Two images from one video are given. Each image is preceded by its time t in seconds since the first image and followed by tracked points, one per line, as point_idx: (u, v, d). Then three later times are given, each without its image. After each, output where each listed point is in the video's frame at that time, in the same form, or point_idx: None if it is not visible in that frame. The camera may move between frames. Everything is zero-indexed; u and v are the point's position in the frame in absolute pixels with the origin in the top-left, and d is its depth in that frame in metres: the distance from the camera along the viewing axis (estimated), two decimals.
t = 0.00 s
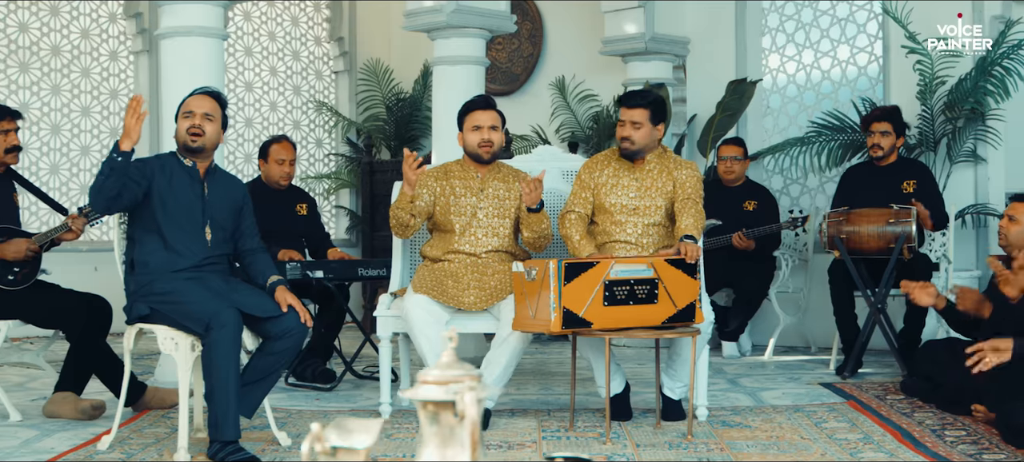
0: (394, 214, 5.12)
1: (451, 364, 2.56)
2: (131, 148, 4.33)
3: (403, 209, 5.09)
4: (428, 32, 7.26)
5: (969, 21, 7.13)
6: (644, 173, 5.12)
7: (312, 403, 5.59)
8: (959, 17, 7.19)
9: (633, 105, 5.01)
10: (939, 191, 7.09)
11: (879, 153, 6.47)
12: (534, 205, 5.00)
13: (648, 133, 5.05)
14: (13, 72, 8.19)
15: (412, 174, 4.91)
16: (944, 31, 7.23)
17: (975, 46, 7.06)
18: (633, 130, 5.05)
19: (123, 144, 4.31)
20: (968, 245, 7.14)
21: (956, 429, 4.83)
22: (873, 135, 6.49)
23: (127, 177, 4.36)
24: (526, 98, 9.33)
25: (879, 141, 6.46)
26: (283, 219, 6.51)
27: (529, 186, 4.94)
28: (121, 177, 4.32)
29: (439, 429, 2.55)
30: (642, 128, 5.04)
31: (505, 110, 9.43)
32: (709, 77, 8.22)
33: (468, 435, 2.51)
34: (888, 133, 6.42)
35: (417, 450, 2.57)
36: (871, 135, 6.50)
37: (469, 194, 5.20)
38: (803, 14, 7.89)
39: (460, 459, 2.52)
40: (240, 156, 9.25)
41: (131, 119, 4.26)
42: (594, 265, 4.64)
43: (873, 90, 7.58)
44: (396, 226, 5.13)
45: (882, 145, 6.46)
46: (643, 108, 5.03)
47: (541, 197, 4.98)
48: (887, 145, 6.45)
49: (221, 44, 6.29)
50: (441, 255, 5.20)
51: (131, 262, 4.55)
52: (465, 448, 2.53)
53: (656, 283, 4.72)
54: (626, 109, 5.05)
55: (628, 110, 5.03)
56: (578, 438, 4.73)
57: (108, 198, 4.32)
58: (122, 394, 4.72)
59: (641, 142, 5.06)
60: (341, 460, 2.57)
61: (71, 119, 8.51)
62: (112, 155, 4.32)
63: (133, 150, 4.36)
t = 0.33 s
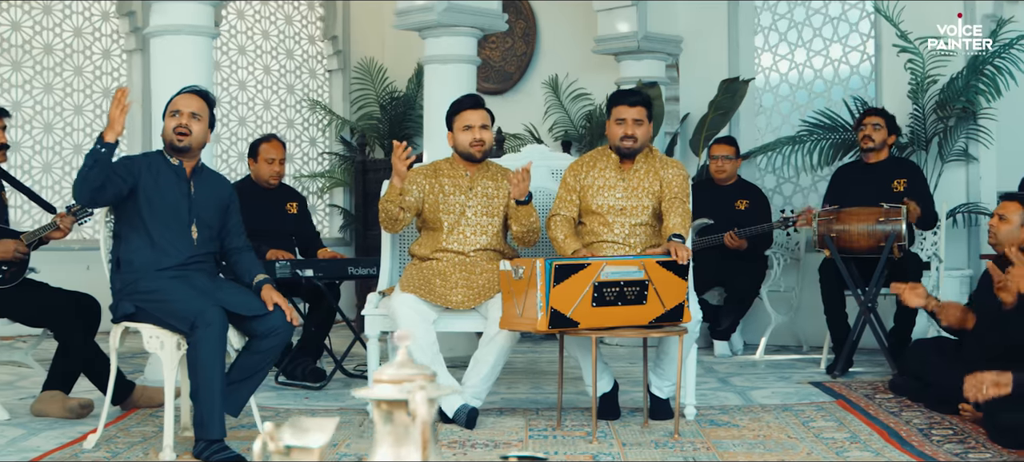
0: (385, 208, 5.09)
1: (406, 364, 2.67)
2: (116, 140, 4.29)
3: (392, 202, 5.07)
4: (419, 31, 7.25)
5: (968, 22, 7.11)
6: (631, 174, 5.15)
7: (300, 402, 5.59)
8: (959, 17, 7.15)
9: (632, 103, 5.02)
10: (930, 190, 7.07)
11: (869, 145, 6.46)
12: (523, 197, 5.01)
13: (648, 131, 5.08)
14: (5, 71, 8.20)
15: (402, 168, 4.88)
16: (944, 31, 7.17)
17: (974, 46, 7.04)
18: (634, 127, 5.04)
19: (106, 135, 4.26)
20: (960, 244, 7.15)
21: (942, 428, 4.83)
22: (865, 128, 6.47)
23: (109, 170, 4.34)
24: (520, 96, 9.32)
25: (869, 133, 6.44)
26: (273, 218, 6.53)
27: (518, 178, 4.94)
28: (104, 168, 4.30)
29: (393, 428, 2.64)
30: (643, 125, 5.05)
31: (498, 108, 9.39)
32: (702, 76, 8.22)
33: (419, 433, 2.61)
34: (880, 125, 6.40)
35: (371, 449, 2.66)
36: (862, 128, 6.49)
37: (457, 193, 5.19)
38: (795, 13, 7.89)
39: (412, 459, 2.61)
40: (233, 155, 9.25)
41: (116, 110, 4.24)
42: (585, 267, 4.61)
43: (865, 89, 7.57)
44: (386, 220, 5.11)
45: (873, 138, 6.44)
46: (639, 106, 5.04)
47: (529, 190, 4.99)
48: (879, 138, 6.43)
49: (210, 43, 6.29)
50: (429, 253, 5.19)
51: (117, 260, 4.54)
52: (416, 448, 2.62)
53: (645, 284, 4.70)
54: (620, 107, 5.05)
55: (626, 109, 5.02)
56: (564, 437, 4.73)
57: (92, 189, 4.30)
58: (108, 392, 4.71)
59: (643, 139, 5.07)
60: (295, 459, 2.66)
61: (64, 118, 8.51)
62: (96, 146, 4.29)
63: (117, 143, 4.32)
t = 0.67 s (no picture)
0: (372, 224, 5.10)
1: (361, 362, 2.55)
2: (101, 134, 4.28)
3: (381, 218, 5.06)
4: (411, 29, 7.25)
5: (969, 21, 7.06)
6: (620, 171, 5.15)
7: (289, 400, 5.59)
8: (959, 17, 7.10)
9: (620, 98, 5.06)
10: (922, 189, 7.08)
11: (859, 146, 6.46)
12: (506, 213, 5.00)
13: (635, 126, 5.10)
14: None
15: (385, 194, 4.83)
16: (944, 31, 7.12)
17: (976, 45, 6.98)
18: (623, 123, 5.06)
19: (92, 130, 4.26)
20: (952, 242, 7.16)
21: (930, 427, 4.82)
22: (854, 129, 6.48)
23: (93, 165, 4.33)
24: (513, 95, 9.32)
25: (859, 133, 6.44)
26: (263, 217, 6.55)
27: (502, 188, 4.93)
28: (88, 164, 4.28)
29: (349, 427, 2.52)
30: (631, 120, 5.08)
31: (492, 107, 9.41)
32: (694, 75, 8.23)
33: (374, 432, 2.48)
34: (869, 126, 6.42)
35: (326, 449, 2.54)
36: (851, 128, 6.50)
37: (446, 192, 5.18)
38: (788, 11, 7.88)
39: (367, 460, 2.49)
40: (226, 153, 9.24)
41: (102, 104, 4.21)
42: (569, 263, 4.63)
43: (858, 87, 7.58)
44: (374, 233, 5.12)
45: (863, 138, 6.44)
46: (626, 101, 5.08)
47: (514, 204, 4.98)
48: (869, 138, 6.44)
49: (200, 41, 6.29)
50: (417, 252, 5.20)
51: (104, 259, 4.54)
52: (371, 448, 2.50)
53: (631, 281, 4.71)
54: (607, 102, 5.08)
55: (613, 104, 5.05)
56: (552, 436, 4.73)
57: (77, 185, 4.28)
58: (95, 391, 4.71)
59: (631, 134, 5.08)
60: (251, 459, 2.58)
61: (57, 116, 8.50)
62: (81, 140, 4.27)
63: (103, 137, 4.30)
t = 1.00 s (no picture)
0: (360, 241, 5.15)
1: (317, 362, 2.76)
2: (85, 129, 4.29)
3: (368, 238, 5.11)
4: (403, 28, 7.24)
5: (969, 21, 7.04)
6: (609, 168, 5.15)
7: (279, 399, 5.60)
8: (959, 17, 7.07)
9: (609, 93, 5.05)
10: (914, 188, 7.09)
11: (848, 148, 6.47)
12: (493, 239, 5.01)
13: (620, 122, 5.08)
14: None
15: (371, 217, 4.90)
16: (944, 32, 7.08)
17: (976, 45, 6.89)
18: (607, 117, 5.05)
19: (76, 125, 4.26)
20: (943, 241, 7.14)
21: (918, 426, 4.82)
22: (843, 130, 6.48)
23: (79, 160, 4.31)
24: (507, 94, 9.31)
25: (848, 135, 6.45)
26: (253, 216, 6.55)
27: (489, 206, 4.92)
28: (73, 158, 4.27)
29: (305, 426, 2.74)
30: (615, 116, 5.06)
31: (486, 106, 9.38)
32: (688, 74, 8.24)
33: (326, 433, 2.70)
34: (858, 128, 6.41)
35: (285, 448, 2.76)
36: (840, 130, 6.49)
37: (433, 192, 5.18)
38: (781, 10, 7.88)
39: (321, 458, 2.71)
40: (220, 152, 9.24)
41: (86, 99, 4.22)
42: (559, 265, 4.61)
43: (850, 86, 7.56)
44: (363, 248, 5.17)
45: (852, 140, 6.44)
46: (614, 97, 5.07)
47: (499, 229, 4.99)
48: (858, 141, 6.44)
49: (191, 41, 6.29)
50: (406, 252, 5.19)
51: (90, 257, 4.52)
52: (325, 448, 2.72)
53: (620, 281, 4.68)
54: (596, 97, 5.06)
55: (600, 99, 5.04)
56: (539, 435, 4.72)
57: (62, 181, 4.26)
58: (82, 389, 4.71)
59: (615, 130, 5.07)
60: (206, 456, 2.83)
61: (50, 114, 8.50)
62: (65, 136, 4.26)
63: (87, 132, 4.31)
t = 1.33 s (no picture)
0: (345, 235, 5.14)
1: (273, 360, 2.59)
2: (68, 123, 4.34)
3: (353, 229, 5.09)
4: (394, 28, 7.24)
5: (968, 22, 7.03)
6: (597, 166, 5.14)
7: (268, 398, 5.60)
8: (959, 17, 7.07)
9: (599, 90, 5.06)
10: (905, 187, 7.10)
11: (839, 145, 6.46)
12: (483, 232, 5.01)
13: (616, 119, 5.11)
14: None
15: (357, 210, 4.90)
16: (944, 32, 7.07)
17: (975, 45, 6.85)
18: (603, 114, 5.05)
19: (60, 117, 4.31)
20: (935, 241, 7.13)
21: (905, 426, 4.81)
22: (834, 127, 6.49)
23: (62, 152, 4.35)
24: (501, 94, 9.31)
25: (839, 133, 6.46)
26: (241, 214, 6.55)
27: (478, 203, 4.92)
28: (57, 150, 4.30)
29: (259, 425, 2.57)
30: (612, 111, 5.08)
31: (480, 105, 9.41)
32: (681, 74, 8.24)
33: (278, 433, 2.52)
34: (849, 124, 6.42)
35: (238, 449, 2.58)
36: (832, 126, 6.50)
37: (421, 192, 5.18)
38: (774, 9, 7.85)
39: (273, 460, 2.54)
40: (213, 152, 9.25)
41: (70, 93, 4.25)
42: (544, 263, 4.63)
43: (842, 86, 7.57)
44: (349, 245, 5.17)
45: (844, 137, 6.45)
46: (606, 94, 5.08)
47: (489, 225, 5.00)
48: (849, 137, 6.45)
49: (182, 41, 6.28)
50: (394, 251, 5.19)
51: (77, 256, 4.52)
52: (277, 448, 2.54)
53: (607, 280, 4.70)
54: (588, 94, 5.07)
55: (594, 95, 5.05)
56: (526, 435, 4.72)
57: (47, 174, 4.28)
58: (69, 388, 4.71)
59: (612, 126, 5.08)
60: (161, 456, 2.71)
61: (42, 113, 8.51)
62: (49, 129, 4.32)
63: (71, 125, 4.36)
